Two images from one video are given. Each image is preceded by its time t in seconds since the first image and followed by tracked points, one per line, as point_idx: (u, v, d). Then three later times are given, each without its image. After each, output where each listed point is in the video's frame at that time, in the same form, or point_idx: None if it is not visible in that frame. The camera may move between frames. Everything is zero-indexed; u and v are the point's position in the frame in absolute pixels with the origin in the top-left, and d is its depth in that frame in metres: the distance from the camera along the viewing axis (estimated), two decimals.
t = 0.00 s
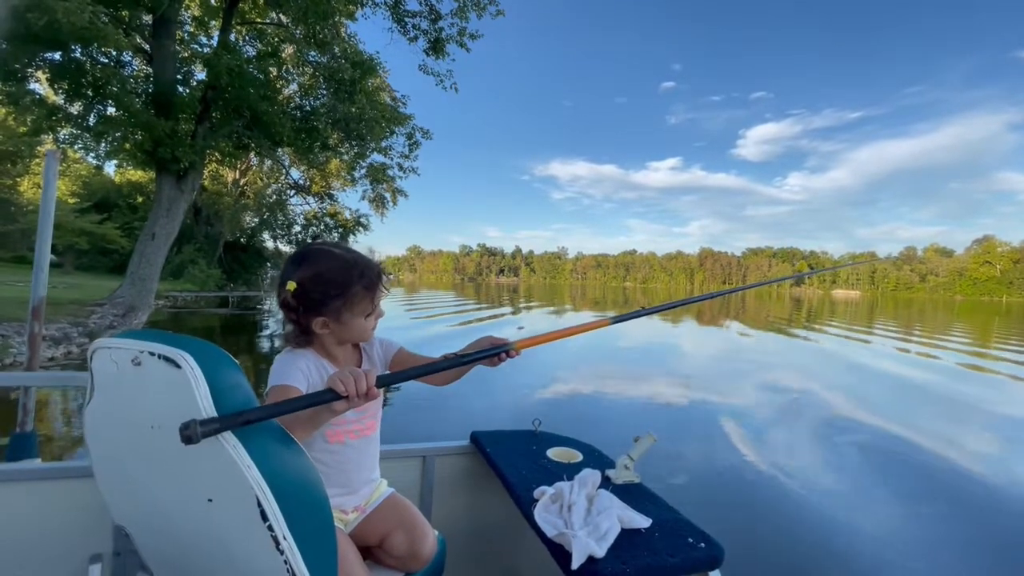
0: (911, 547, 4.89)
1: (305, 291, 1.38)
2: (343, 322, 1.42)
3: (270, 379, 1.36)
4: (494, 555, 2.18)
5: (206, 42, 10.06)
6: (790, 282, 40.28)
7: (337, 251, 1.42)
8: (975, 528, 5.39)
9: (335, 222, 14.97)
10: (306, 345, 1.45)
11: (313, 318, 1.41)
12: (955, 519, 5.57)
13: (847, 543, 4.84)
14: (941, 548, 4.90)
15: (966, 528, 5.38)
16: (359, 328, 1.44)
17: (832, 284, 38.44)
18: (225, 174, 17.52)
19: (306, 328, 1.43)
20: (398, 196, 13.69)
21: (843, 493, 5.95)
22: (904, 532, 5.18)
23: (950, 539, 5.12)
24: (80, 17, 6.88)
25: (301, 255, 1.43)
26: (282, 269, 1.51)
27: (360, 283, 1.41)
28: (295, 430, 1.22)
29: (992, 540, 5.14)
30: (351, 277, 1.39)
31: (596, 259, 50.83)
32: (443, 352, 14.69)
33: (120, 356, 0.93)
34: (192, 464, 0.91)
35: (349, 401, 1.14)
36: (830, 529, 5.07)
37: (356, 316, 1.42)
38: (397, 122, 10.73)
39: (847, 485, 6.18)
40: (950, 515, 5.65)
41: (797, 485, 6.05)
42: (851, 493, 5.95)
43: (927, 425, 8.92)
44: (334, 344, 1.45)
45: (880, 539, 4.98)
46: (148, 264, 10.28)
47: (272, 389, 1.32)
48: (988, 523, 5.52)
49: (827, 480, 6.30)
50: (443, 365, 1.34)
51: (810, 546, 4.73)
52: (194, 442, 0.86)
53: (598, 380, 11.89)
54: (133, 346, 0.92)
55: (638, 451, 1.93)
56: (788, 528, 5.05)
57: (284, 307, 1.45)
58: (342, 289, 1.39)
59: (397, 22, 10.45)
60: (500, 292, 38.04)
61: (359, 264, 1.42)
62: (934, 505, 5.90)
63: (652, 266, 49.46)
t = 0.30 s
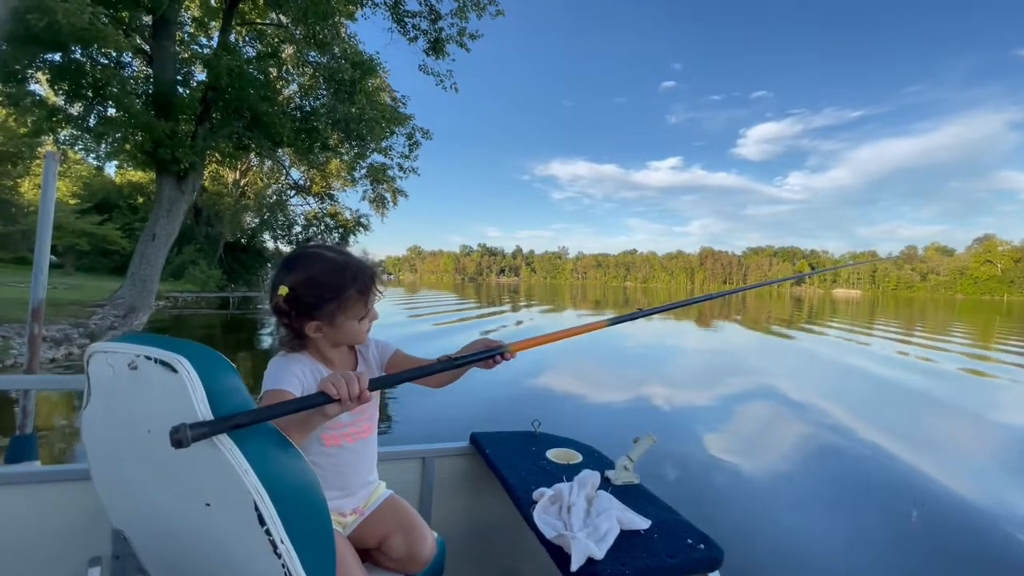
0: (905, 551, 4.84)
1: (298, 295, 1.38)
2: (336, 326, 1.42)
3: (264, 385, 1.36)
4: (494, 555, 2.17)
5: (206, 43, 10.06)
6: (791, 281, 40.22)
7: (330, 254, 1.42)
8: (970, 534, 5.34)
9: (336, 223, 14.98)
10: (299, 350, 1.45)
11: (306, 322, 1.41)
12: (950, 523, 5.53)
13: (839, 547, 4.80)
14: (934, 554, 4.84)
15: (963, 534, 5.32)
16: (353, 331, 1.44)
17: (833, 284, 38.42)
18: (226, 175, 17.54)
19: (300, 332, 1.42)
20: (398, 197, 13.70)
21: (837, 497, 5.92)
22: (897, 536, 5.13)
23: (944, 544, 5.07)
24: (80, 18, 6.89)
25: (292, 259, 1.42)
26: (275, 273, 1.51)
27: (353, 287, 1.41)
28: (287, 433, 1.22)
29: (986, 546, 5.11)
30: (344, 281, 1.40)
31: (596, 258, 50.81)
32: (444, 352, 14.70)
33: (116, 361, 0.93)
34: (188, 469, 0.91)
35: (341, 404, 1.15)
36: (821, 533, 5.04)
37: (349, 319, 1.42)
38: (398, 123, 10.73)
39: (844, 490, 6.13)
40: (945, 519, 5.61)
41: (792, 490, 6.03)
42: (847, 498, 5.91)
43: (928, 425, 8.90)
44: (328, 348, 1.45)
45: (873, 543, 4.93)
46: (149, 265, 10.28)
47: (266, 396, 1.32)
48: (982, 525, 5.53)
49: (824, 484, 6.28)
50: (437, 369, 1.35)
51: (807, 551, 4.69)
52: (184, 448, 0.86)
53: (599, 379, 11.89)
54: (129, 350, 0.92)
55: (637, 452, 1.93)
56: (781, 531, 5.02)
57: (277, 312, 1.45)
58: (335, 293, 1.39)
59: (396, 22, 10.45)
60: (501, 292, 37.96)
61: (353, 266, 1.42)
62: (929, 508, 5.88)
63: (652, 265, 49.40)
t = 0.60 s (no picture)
0: (903, 548, 4.81)
1: (292, 292, 1.37)
2: (331, 324, 1.41)
3: (261, 382, 1.36)
4: (494, 553, 2.17)
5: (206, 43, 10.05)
6: (791, 280, 40.20)
7: (324, 251, 1.42)
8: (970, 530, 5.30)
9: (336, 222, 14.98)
10: (296, 347, 1.45)
11: (302, 320, 1.40)
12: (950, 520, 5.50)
13: (835, 546, 4.78)
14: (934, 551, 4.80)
15: (963, 530, 5.28)
16: (349, 328, 1.43)
17: (833, 283, 38.35)
18: (226, 174, 17.54)
19: (296, 330, 1.42)
20: (398, 196, 13.70)
21: (836, 497, 5.89)
22: (895, 533, 5.10)
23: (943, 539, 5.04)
24: (80, 18, 6.88)
25: (287, 257, 1.42)
26: (270, 270, 1.50)
27: (348, 284, 1.40)
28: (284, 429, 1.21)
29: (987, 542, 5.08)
30: (338, 278, 1.39)
31: (596, 258, 50.82)
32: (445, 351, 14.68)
33: (116, 358, 0.93)
34: (188, 467, 0.91)
35: (339, 402, 1.14)
36: (819, 533, 5.01)
37: (345, 316, 1.42)
38: (398, 122, 10.73)
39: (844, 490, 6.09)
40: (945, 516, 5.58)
41: (790, 490, 6.00)
42: (847, 497, 5.88)
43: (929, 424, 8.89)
44: (325, 344, 1.44)
45: (871, 541, 4.90)
46: (149, 266, 10.28)
47: (264, 393, 1.32)
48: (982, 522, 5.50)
49: (824, 484, 6.25)
50: (434, 365, 1.35)
51: (807, 551, 4.67)
52: (181, 444, 0.85)
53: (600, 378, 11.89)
54: (129, 348, 0.91)
55: (637, 449, 1.93)
56: (778, 530, 5.00)
57: (272, 310, 1.44)
58: (329, 291, 1.38)
59: (396, 21, 10.44)
60: (501, 292, 37.93)
61: (347, 263, 1.41)
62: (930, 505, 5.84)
63: (653, 265, 49.29)
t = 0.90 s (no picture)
0: (905, 546, 4.79)
1: (291, 289, 1.37)
2: (331, 318, 1.41)
3: (261, 382, 1.36)
4: (494, 551, 2.17)
5: (205, 41, 10.03)
6: (791, 279, 40.16)
7: (320, 248, 1.41)
8: (969, 528, 5.30)
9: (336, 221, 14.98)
10: (296, 345, 1.45)
11: (301, 316, 1.41)
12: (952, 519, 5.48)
13: (837, 545, 4.75)
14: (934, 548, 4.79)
15: (964, 529, 5.25)
16: (349, 324, 1.43)
17: (834, 282, 38.26)
18: (225, 174, 17.52)
19: (295, 327, 1.42)
20: (398, 195, 13.70)
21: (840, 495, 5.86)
22: (898, 531, 5.08)
23: (944, 537, 5.03)
24: (79, 17, 6.86)
25: (283, 255, 1.42)
26: (268, 269, 1.50)
27: (346, 279, 1.40)
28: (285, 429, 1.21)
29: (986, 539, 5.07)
30: (336, 274, 1.39)
31: (596, 257, 50.84)
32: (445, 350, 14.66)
33: (116, 355, 0.93)
34: (191, 464, 0.91)
35: (341, 403, 1.14)
36: (819, 530, 5.00)
37: (344, 312, 1.42)
38: (397, 121, 10.73)
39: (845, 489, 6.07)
40: (945, 514, 5.58)
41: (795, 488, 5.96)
42: (850, 496, 5.85)
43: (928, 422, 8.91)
44: (325, 339, 1.44)
45: (871, 539, 4.88)
46: (149, 265, 10.28)
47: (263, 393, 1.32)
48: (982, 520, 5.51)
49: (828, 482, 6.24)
50: (436, 368, 1.35)
51: (810, 548, 4.66)
52: (184, 444, 0.85)
53: (600, 376, 11.89)
54: (129, 345, 0.91)
55: (638, 447, 1.92)
56: (775, 528, 4.97)
57: (271, 309, 1.44)
58: (328, 287, 1.38)
59: (396, 20, 10.43)
60: (501, 291, 37.90)
61: (344, 260, 1.41)
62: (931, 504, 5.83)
63: (653, 264, 49.19)
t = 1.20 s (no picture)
0: (902, 543, 4.80)
1: (298, 289, 1.37)
2: (337, 318, 1.41)
3: (262, 383, 1.36)
4: (493, 550, 2.18)
5: (205, 41, 10.01)
6: (792, 278, 40.09)
7: (327, 249, 1.41)
8: (963, 522, 5.33)
9: (336, 221, 14.99)
10: (298, 346, 1.44)
11: (307, 316, 1.41)
12: (950, 514, 5.48)
13: (833, 541, 4.76)
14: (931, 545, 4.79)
15: (963, 524, 5.25)
16: (354, 325, 1.43)
17: (834, 281, 38.18)
18: (226, 174, 17.53)
19: (300, 329, 1.42)
20: (398, 195, 13.69)
21: (835, 492, 5.87)
22: (895, 528, 5.08)
23: (940, 533, 5.04)
24: (79, 16, 6.86)
25: (290, 255, 1.42)
26: (273, 269, 1.50)
27: (352, 280, 1.41)
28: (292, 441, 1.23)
29: (985, 535, 5.07)
30: (342, 275, 1.39)
31: (597, 256, 50.81)
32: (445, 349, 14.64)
33: (117, 355, 0.93)
34: (191, 465, 0.91)
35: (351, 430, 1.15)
36: (815, 527, 5.03)
37: (350, 313, 1.42)
38: (397, 121, 10.72)
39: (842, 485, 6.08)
40: (940, 510, 5.60)
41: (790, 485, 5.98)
42: (846, 492, 5.86)
43: (927, 420, 8.92)
44: (330, 339, 1.44)
45: (869, 536, 4.89)
46: (149, 264, 10.29)
47: (265, 396, 1.33)
48: (981, 515, 5.51)
49: (823, 478, 6.25)
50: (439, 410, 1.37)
51: (808, 546, 4.65)
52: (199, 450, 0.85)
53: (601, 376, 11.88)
54: (130, 345, 0.91)
55: (637, 447, 1.92)
56: (775, 527, 4.96)
57: (277, 309, 1.44)
58: (335, 287, 1.39)
59: (396, 19, 10.43)
60: (501, 291, 37.89)
61: (351, 261, 1.41)
62: (929, 500, 5.84)
63: (653, 263, 49.11)
